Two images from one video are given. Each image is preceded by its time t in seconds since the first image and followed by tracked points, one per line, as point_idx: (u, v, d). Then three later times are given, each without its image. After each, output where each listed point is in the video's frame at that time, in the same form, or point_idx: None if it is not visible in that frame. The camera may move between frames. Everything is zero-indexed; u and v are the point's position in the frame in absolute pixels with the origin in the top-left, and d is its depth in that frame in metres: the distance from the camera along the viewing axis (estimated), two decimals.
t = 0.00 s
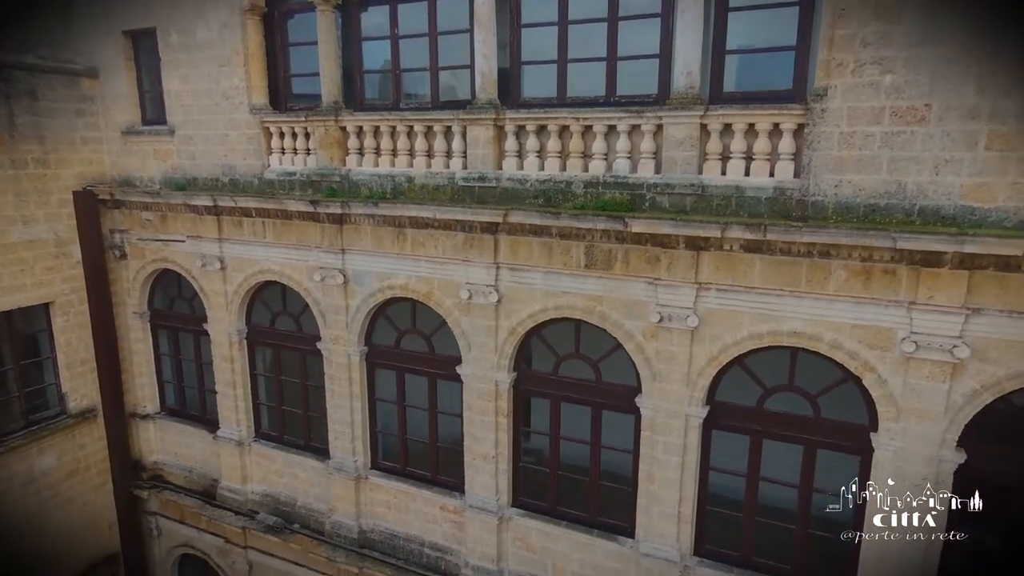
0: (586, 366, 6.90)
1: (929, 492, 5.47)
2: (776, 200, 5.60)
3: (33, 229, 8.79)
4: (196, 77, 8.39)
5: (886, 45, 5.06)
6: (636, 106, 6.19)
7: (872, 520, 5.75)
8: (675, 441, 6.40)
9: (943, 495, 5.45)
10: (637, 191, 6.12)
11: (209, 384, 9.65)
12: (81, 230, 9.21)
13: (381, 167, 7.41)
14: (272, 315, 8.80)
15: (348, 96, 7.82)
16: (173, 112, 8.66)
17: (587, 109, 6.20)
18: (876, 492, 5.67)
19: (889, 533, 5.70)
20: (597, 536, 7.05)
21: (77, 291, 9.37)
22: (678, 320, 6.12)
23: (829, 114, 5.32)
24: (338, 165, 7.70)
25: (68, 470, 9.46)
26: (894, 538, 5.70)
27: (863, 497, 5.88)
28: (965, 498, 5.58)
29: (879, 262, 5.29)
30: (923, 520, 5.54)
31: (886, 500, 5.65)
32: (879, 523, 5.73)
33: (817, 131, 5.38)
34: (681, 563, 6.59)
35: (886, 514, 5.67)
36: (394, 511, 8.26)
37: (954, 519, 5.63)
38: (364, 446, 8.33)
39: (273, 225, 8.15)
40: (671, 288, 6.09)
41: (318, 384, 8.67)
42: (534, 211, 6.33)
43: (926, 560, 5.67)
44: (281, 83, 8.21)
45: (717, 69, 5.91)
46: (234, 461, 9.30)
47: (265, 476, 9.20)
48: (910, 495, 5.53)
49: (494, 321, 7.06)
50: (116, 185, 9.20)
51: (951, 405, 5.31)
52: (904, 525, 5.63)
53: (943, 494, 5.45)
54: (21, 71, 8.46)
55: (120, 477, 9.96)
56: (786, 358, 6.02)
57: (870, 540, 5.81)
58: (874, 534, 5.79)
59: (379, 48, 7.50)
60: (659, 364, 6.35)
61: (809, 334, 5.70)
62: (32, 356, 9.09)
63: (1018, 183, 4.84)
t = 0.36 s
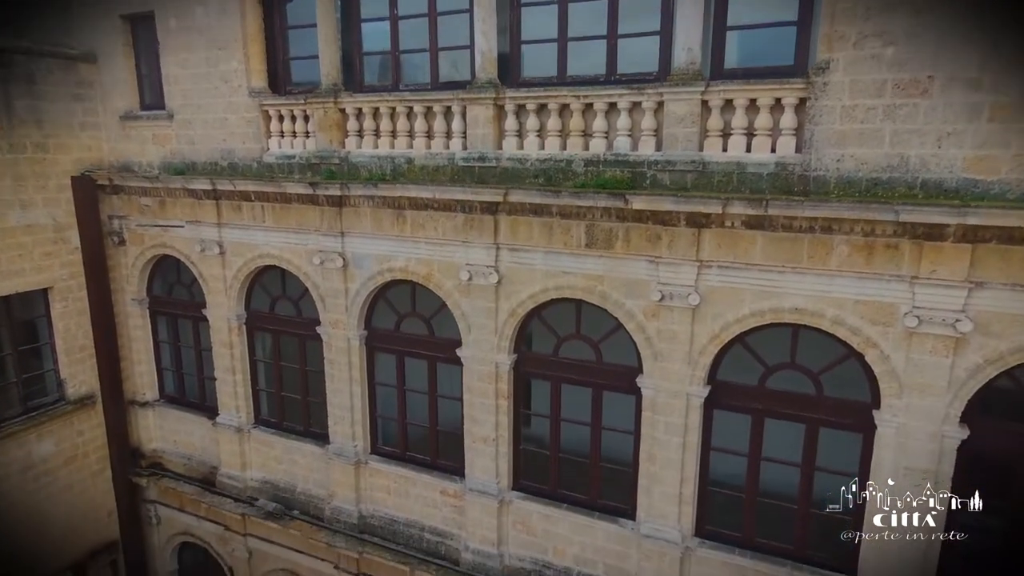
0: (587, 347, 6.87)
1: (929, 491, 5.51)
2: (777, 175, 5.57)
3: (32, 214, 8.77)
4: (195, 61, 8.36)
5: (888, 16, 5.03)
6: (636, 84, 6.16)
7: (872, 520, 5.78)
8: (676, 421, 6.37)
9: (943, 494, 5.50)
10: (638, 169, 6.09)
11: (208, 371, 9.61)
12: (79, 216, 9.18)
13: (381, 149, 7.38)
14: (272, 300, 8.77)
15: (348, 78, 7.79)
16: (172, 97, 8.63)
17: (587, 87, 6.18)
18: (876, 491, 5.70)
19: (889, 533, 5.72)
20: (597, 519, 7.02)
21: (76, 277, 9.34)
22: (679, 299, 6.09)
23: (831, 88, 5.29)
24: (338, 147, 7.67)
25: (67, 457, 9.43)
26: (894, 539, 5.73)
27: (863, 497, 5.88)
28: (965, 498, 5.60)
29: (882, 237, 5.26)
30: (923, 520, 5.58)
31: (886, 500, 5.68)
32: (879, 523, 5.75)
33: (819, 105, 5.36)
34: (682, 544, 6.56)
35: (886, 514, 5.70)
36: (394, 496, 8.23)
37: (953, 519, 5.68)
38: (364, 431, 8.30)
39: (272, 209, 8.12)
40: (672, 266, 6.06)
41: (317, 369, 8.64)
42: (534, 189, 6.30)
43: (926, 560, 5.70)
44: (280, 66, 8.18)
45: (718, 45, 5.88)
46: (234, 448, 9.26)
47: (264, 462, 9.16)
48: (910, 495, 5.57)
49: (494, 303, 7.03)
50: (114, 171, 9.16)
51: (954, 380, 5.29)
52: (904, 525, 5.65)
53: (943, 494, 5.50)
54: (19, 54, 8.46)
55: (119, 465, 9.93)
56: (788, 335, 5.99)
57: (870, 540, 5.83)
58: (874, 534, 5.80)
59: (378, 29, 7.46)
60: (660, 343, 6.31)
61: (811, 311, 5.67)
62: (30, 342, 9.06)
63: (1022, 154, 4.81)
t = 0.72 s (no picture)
0: (586, 330, 6.83)
1: (929, 492, 5.52)
2: (778, 153, 5.54)
3: (30, 201, 8.74)
4: (193, 46, 8.33)
5: None
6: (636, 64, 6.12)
7: (872, 520, 5.79)
8: (677, 404, 6.34)
9: (943, 494, 5.50)
10: (638, 149, 6.05)
11: (206, 359, 9.58)
12: (78, 204, 9.16)
13: (379, 133, 7.35)
14: (270, 287, 8.74)
15: (346, 63, 7.74)
16: (170, 83, 8.59)
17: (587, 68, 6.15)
18: (876, 492, 5.71)
19: (889, 533, 5.74)
20: (598, 503, 7.00)
21: (75, 265, 9.32)
22: (680, 280, 6.06)
23: (832, 64, 5.26)
24: (337, 132, 7.64)
25: (65, 445, 9.39)
26: (893, 538, 5.75)
27: (863, 498, 5.89)
28: (965, 498, 5.60)
29: (883, 214, 5.23)
30: (923, 520, 5.59)
31: (886, 500, 5.69)
32: (879, 523, 5.77)
33: (820, 83, 5.33)
34: (683, 528, 6.53)
35: (886, 514, 5.71)
36: (394, 483, 8.19)
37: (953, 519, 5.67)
38: (363, 418, 8.26)
39: (271, 194, 8.09)
40: (672, 246, 6.03)
41: (316, 356, 8.60)
42: (533, 170, 6.26)
43: (925, 560, 5.72)
44: (279, 51, 8.15)
45: (719, 24, 5.85)
46: (232, 436, 9.23)
47: (264, 451, 9.13)
48: (910, 495, 5.58)
49: (494, 286, 7.00)
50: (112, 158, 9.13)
51: (957, 359, 5.26)
52: (904, 525, 5.67)
53: (943, 494, 5.51)
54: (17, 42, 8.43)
55: (117, 454, 9.91)
56: (789, 316, 5.95)
57: (870, 540, 5.85)
58: (874, 534, 5.82)
59: (377, 12, 7.42)
60: (660, 325, 6.28)
61: (813, 291, 5.63)
62: (28, 330, 9.03)
63: None
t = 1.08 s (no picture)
0: (585, 312, 6.78)
1: (928, 491, 5.52)
2: (777, 130, 5.49)
3: (25, 185, 8.70)
4: (190, 30, 8.28)
5: None
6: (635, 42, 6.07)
7: (871, 520, 5.79)
8: (675, 385, 6.29)
9: (943, 494, 5.50)
10: (636, 128, 6.00)
11: (203, 347, 9.52)
12: (74, 190, 9.11)
13: (376, 115, 7.29)
14: (267, 272, 8.69)
15: (343, 46, 7.66)
16: (167, 67, 8.54)
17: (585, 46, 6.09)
18: (876, 492, 5.70)
19: (889, 533, 5.73)
20: (596, 487, 6.94)
21: (70, 251, 9.27)
22: (678, 259, 6.01)
23: (832, 39, 5.21)
24: (333, 115, 7.57)
25: (60, 432, 9.34)
26: (893, 539, 5.73)
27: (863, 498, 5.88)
28: (965, 499, 5.57)
29: (884, 190, 5.18)
30: (923, 520, 5.58)
31: (886, 500, 5.69)
32: (878, 523, 5.76)
33: (820, 58, 5.28)
34: (681, 511, 6.47)
35: (886, 514, 5.71)
36: (391, 469, 8.14)
37: (953, 519, 5.65)
38: (360, 404, 8.21)
39: (268, 179, 8.04)
40: (671, 226, 5.98)
41: (313, 342, 8.55)
42: (531, 149, 6.21)
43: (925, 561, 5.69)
44: (276, 35, 8.09)
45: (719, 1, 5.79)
46: (229, 423, 9.18)
47: (260, 438, 9.08)
48: (910, 495, 5.58)
49: (492, 268, 6.95)
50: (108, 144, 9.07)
51: (957, 336, 5.21)
52: (904, 525, 5.66)
53: (942, 494, 5.50)
54: (13, 25, 8.38)
55: (113, 442, 9.86)
56: (788, 295, 5.91)
57: (870, 541, 5.84)
58: (874, 534, 5.80)
59: None
60: (659, 306, 6.23)
61: (812, 269, 5.58)
62: (24, 316, 8.98)
63: None
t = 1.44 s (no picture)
0: (584, 294, 6.73)
1: (929, 492, 5.52)
2: (778, 106, 5.44)
3: (22, 171, 8.66)
4: (187, 13, 8.24)
5: None
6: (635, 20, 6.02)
7: (872, 521, 5.77)
8: (674, 366, 6.24)
9: (943, 494, 5.51)
10: (636, 106, 5.95)
11: (201, 334, 9.47)
12: (71, 176, 9.07)
13: (374, 97, 7.25)
14: (265, 258, 8.65)
15: (341, 28, 7.61)
16: (164, 52, 8.50)
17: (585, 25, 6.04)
18: (876, 492, 5.69)
19: (889, 533, 5.72)
20: (595, 471, 6.90)
21: (68, 237, 9.22)
22: (678, 239, 5.96)
23: (834, 14, 5.16)
24: (331, 98, 7.50)
25: (57, 420, 9.30)
26: (893, 539, 5.73)
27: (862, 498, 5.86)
28: (966, 499, 5.58)
29: (885, 165, 5.13)
30: (923, 520, 5.59)
31: (886, 500, 5.68)
32: (878, 523, 5.75)
33: (821, 33, 5.23)
34: (681, 493, 6.43)
35: (886, 514, 5.70)
36: (389, 455, 8.09)
37: (953, 519, 5.66)
38: (359, 390, 8.17)
39: (266, 163, 8.00)
40: (670, 205, 5.94)
41: (310, 328, 8.51)
42: (530, 129, 6.17)
43: (924, 561, 5.70)
44: (274, 18, 8.05)
45: None
46: (227, 411, 9.14)
47: (258, 426, 9.04)
48: (910, 495, 5.58)
49: (490, 251, 6.91)
50: (105, 130, 9.02)
51: (959, 313, 5.17)
52: (904, 525, 5.66)
53: (943, 494, 5.51)
54: (13, 16, 8.36)
55: (111, 430, 9.83)
56: (789, 275, 5.86)
57: (869, 541, 5.82)
58: (874, 534, 5.79)
59: None
60: (658, 286, 6.18)
61: (813, 247, 5.54)
62: (21, 302, 8.93)
63: None
